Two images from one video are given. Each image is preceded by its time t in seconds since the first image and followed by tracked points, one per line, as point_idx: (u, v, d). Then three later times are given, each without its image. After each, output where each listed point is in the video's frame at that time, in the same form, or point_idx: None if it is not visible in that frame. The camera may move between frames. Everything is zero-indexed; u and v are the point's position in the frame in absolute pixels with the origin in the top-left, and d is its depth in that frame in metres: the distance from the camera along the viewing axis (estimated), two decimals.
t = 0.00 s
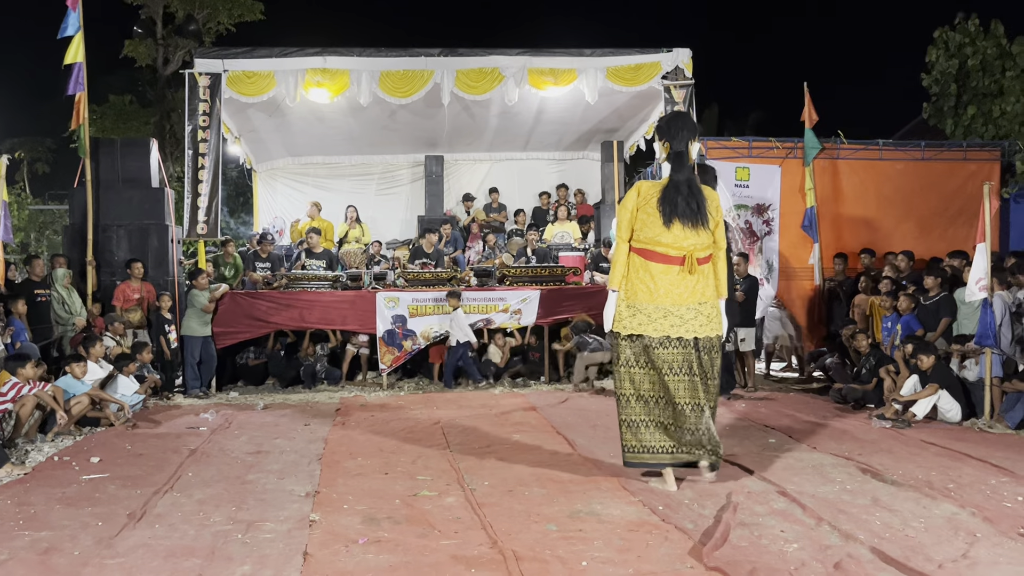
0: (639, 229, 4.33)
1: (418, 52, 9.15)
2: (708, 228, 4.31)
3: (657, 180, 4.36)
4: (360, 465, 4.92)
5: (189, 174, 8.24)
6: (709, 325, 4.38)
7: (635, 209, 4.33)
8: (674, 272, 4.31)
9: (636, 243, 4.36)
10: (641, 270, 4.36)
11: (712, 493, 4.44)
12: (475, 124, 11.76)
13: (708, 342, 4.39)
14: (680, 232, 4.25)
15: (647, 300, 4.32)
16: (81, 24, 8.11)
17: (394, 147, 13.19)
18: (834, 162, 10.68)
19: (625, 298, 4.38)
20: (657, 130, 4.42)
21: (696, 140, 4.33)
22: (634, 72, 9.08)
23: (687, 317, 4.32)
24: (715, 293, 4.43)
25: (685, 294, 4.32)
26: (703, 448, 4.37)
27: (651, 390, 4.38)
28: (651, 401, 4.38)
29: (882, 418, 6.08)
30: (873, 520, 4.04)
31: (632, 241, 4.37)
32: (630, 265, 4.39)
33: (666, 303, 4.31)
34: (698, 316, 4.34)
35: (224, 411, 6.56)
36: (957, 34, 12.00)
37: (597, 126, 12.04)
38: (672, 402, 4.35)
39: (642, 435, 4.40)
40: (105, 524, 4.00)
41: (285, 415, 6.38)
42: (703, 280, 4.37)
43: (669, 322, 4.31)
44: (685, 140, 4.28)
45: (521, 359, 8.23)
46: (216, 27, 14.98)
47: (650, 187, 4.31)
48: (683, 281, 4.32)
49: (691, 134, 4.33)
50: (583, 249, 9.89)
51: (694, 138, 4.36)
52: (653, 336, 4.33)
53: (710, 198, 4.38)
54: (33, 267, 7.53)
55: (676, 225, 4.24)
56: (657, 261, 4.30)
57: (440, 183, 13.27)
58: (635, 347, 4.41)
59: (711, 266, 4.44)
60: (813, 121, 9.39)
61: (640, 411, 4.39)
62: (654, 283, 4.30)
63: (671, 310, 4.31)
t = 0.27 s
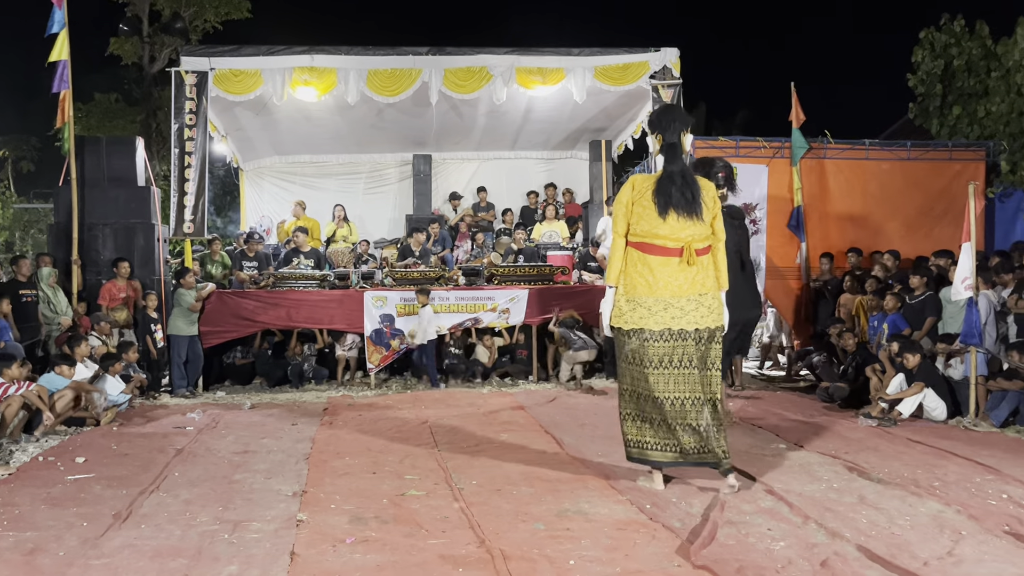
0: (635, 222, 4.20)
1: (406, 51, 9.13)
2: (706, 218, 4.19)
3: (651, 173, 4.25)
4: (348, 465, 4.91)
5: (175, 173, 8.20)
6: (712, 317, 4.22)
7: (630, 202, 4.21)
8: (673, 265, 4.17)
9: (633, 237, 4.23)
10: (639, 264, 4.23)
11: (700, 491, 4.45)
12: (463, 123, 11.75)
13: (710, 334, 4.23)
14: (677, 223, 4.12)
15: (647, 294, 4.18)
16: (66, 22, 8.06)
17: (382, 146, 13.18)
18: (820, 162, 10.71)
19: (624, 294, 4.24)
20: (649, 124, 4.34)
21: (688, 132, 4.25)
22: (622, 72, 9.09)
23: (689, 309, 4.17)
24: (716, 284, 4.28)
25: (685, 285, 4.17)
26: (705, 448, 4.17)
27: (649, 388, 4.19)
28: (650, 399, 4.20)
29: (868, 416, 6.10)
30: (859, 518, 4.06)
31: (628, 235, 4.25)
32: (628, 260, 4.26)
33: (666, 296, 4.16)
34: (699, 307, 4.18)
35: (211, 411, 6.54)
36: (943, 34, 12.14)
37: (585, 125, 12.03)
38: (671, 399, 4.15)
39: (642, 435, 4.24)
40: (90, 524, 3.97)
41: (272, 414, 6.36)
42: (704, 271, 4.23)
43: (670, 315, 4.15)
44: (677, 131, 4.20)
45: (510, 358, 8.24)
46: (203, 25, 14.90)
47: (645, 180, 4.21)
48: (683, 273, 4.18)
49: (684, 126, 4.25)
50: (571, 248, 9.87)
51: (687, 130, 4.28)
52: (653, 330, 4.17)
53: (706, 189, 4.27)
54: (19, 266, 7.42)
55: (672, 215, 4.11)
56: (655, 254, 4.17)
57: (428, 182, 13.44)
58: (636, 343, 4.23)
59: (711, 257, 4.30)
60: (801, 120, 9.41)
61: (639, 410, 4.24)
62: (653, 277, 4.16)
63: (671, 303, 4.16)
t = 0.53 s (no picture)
0: (632, 228, 4.16)
1: (388, 49, 9.09)
2: (703, 217, 4.12)
3: (644, 178, 4.22)
4: (330, 465, 4.89)
5: (155, 171, 8.14)
6: (718, 316, 4.13)
7: (624, 208, 4.17)
8: (674, 267, 4.10)
9: (631, 243, 4.18)
10: (639, 269, 4.16)
11: (682, 490, 4.46)
12: (445, 122, 11.73)
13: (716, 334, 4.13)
14: (674, 224, 4.06)
15: (651, 298, 4.10)
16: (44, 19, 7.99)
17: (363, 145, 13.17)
18: (801, 162, 10.81)
19: (627, 300, 4.18)
20: (636, 129, 4.32)
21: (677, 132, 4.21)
22: (604, 71, 9.10)
23: (694, 310, 4.08)
24: (720, 283, 4.19)
25: (689, 287, 4.10)
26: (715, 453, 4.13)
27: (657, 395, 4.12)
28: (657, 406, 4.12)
29: (848, 415, 6.13)
30: (839, 516, 4.09)
31: (626, 242, 4.20)
32: (628, 266, 4.20)
33: (670, 299, 4.08)
34: (705, 308, 4.10)
35: (191, 411, 6.49)
36: (922, 36, 12.19)
37: (567, 124, 12.06)
38: (677, 403, 4.12)
39: (650, 443, 4.18)
40: (67, 526, 3.94)
41: (254, 414, 6.33)
42: (707, 271, 4.14)
43: (676, 318, 4.08)
44: (666, 133, 4.17)
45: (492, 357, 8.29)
46: (183, 22, 14.78)
47: (637, 185, 4.17)
48: (686, 275, 4.10)
49: (672, 126, 4.22)
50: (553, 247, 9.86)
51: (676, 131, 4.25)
52: (658, 335, 4.10)
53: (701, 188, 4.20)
54: None
55: (668, 217, 4.06)
56: (655, 257, 4.10)
57: (410, 181, 13.48)
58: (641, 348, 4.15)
59: (713, 257, 4.21)
60: (782, 121, 9.46)
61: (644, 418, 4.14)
62: (655, 281, 4.09)
63: (677, 305, 4.08)
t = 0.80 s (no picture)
0: (617, 236, 4.14)
1: (365, 49, 9.05)
2: (688, 221, 4.13)
3: (625, 185, 4.20)
4: (306, 466, 4.86)
5: (130, 172, 8.10)
6: (708, 320, 4.14)
7: (608, 216, 4.15)
8: (663, 273, 4.09)
9: (618, 251, 4.16)
10: (628, 277, 4.14)
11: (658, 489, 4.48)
12: (423, 123, 11.71)
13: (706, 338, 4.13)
14: (660, 230, 4.06)
15: (641, 306, 4.08)
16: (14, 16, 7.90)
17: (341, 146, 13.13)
18: (777, 163, 10.89)
19: (618, 309, 4.14)
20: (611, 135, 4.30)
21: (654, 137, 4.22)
22: (582, 73, 9.15)
23: (685, 315, 4.08)
24: (707, 286, 4.20)
25: (678, 292, 4.09)
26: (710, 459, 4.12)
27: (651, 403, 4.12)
28: (652, 415, 4.11)
29: (823, 414, 6.18)
30: (813, 515, 4.12)
31: (611, 250, 4.18)
32: (615, 275, 4.17)
33: (661, 305, 4.07)
34: (696, 312, 4.10)
35: (166, 413, 6.44)
36: (895, 39, 12.28)
37: (545, 125, 12.09)
38: (670, 411, 4.10)
39: (645, 452, 4.15)
40: (39, 529, 3.89)
41: (230, 416, 6.29)
42: (695, 274, 4.15)
43: (668, 324, 4.06)
44: (645, 138, 4.15)
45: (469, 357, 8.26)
46: (158, 21, 14.65)
47: (620, 194, 4.16)
48: (675, 280, 4.09)
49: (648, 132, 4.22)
50: (531, 248, 9.85)
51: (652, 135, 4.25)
52: (652, 343, 4.07)
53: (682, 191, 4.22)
54: None
55: (654, 223, 4.06)
56: (643, 265, 4.09)
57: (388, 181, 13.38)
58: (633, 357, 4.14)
59: (699, 260, 4.22)
60: (758, 122, 9.52)
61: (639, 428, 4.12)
62: (645, 288, 4.07)
63: (669, 312, 4.06)
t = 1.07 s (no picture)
0: (582, 234, 4.14)
1: (335, 50, 9.00)
2: (651, 220, 4.15)
3: (590, 184, 4.19)
4: (275, 470, 4.83)
5: (95, 172, 7.97)
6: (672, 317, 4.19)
7: (573, 215, 4.14)
8: (628, 272, 4.11)
9: (583, 250, 4.16)
10: (593, 276, 4.14)
11: (628, 490, 4.50)
12: (393, 124, 11.69)
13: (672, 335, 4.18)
14: (627, 229, 4.07)
15: (607, 304, 4.10)
16: None
17: (311, 146, 13.05)
18: (746, 166, 10.99)
19: (583, 307, 4.15)
20: (572, 132, 4.29)
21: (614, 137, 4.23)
22: (552, 75, 9.20)
23: (650, 314, 4.11)
24: (669, 285, 4.25)
25: (643, 291, 4.12)
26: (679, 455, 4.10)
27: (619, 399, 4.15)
28: (619, 411, 4.15)
29: (791, 414, 6.25)
30: (781, 514, 4.16)
31: (576, 249, 4.18)
32: (580, 273, 4.17)
33: (627, 304, 4.09)
34: (660, 310, 4.14)
35: (133, 417, 6.36)
36: (861, 43, 12.32)
37: (517, 127, 12.13)
38: (645, 408, 4.10)
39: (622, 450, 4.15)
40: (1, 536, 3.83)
41: (198, 419, 6.23)
42: (659, 272, 4.18)
43: (635, 322, 4.08)
44: (607, 137, 4.19)
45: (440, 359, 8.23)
46: (124, 20, 14.49)
47: (585, 192, 4.16)
48: (640, 279, 4.12)
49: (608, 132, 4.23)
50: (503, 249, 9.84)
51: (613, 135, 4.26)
52: (619, 341, 4.09)
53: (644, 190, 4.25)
54: None
55: (621, 222, 4.07)
56: (609, 264, 4.10)
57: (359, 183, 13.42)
58: (603, 356, 4.16)
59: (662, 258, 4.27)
60: (727, 125, 9.60)
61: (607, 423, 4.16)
62: (610, 287, 4.09)
63: (635, 310, 4.09)
